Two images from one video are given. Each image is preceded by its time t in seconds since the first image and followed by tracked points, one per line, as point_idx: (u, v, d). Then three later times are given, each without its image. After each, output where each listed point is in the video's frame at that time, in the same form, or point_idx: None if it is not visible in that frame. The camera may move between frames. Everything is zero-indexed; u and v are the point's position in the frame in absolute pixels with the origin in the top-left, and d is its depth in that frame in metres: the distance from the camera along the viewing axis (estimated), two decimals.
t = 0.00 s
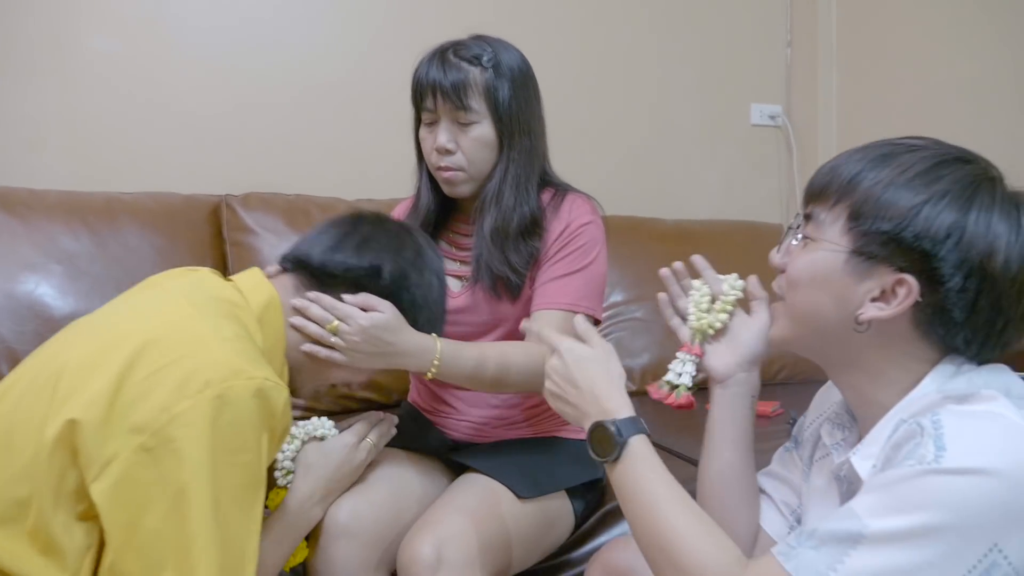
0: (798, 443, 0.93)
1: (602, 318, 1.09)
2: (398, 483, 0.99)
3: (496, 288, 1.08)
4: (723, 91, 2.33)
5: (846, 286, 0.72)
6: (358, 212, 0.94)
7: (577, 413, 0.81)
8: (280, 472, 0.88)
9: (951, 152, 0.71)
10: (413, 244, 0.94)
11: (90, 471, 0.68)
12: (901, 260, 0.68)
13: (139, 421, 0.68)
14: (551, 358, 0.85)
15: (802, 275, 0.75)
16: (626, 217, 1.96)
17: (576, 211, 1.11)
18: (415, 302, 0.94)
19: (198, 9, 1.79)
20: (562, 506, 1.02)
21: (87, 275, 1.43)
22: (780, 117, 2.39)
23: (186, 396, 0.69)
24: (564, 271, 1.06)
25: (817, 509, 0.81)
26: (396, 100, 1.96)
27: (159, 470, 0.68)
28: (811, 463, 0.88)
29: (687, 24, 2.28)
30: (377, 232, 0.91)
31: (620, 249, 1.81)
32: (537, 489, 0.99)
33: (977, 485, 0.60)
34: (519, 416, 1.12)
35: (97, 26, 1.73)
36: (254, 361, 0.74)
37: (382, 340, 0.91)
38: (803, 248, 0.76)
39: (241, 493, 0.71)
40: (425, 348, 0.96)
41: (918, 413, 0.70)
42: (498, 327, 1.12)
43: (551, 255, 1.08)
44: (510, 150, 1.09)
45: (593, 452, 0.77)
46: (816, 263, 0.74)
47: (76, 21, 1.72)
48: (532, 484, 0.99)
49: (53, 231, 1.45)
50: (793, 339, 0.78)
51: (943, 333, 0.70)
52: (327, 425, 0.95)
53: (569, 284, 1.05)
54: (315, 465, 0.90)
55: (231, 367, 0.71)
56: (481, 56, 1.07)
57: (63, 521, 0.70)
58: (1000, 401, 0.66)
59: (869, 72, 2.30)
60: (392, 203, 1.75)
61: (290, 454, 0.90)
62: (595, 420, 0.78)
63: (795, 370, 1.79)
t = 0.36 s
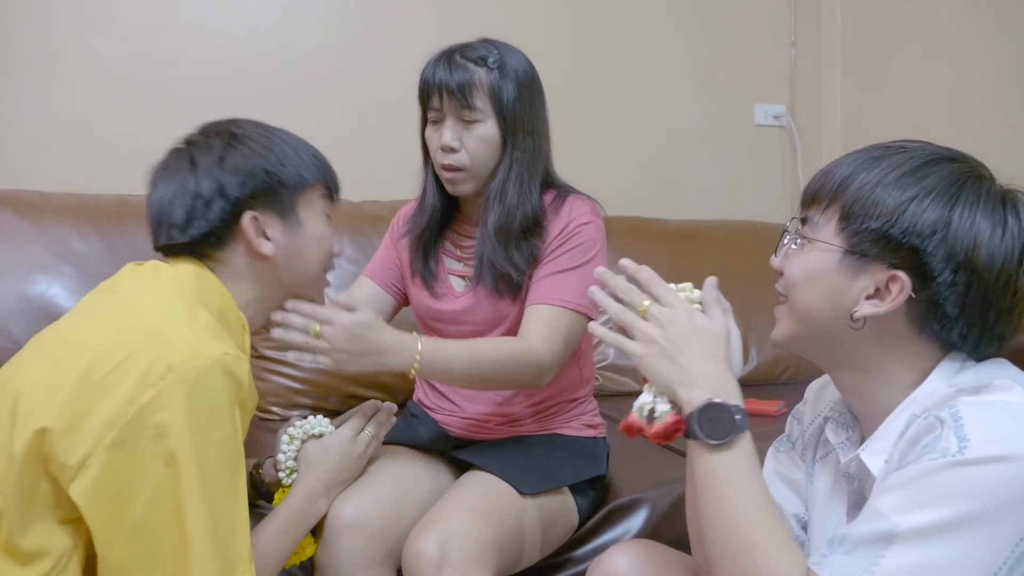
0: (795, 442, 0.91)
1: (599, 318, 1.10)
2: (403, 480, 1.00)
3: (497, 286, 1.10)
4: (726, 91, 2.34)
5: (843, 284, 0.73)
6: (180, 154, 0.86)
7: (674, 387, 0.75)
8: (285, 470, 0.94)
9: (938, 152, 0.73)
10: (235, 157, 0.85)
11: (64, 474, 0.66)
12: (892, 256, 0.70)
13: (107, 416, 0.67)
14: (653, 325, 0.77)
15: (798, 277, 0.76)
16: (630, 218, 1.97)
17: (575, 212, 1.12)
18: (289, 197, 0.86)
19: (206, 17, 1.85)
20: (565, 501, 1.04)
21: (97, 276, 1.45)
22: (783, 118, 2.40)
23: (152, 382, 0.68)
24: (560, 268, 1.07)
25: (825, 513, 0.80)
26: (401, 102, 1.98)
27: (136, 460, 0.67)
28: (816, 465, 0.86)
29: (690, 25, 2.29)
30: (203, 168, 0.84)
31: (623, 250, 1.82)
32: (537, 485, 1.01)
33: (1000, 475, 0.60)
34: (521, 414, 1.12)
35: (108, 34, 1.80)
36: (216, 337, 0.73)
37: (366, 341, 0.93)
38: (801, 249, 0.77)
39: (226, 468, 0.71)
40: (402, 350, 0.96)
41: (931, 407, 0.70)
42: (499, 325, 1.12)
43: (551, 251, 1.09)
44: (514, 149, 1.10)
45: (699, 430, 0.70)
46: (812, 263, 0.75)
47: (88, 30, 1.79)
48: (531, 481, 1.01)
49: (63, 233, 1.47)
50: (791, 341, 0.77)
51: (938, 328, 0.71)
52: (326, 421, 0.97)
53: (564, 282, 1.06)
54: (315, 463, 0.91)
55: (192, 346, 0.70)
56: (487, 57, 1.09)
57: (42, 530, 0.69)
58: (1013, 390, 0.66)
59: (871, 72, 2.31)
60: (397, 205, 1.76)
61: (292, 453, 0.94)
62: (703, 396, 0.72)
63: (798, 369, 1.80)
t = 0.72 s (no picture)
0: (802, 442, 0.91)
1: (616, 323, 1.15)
2: (413, 480, 1.03)
3: (505, 294, 1.13)
4: (730, 93, 2.36)
5: (852, 284, 0.71)
6: (132, 166, 0.91)
7: (725, 383, 0.75)
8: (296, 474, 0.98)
9: (950, 154, 0.70)
10: (171, 156, 0.88)
11: (64, 468, 0.69)
12: (902, 259, 0.68)
13: (99, 409, 0.69)
14: (710, 322, 0.78)
15: (809, 277, 0.73)
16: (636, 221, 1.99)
17: (580, 222, 1.16)
18: (230, 182, 0.88)
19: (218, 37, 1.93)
20: (571, 499, 1.07)
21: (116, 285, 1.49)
22: (789, 118, 2.41)
23: (140, 371, 0.71)
24: (576, 286, 1.11)
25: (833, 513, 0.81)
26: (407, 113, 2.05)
27: (131, 448, 0.69)
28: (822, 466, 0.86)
29: (693, 28, 2.31)
30: (149, 173, 0.88)
31: (629, 253, 1.85)
32: (543, 483, 1.04)
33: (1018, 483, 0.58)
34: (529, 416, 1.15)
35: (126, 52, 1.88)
36: (198, 326, 0.76)
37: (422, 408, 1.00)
38: (810, 251, 0.75)
39: (218, 448, 0.73)
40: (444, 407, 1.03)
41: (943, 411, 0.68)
42: (508, 333, 1.16)
43: (560, 265, 1.13)
44: (513, 159, 1.13)
45: (746, 420, 0.70)
46: (822, 263, 0.72)
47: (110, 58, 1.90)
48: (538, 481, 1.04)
49: (83, 244, 1.51)
50: (804, 339, 0.75)
51: (947, 329, 0.68)
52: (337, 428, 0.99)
53: (581, 300, 1.11)
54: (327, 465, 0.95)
55: (174, 336, 0.73)
56: (483, 71, 1.13)
57: (48, 525, 0.71)
58: None
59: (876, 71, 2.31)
60: (407, 211, 1.79)
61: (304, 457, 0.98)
62: (755, 393, 0.72)
63: (805, 368, 1.82)
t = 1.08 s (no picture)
0: (757, 439, 0.96)
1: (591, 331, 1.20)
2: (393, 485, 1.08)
3: (479, 310, 1.18)
4: (701, 102, 2.43)
5: (774, 304, 0.78)
6: (133, 198, 0.97)
7: (670, 389, 0.83)
8: (281, 483, 1.04)
9: (865, 183, 0.76)
10: (169, 191, 0.94)
11: (59, 484, 0.74)
12: (818, 285, 0.75)
13: (91, 429, 0.74)
14: (664, 334, 0.86)
15: (736, 294, 0.81)
16: (612, 229, 2.05)
17: (549, 239, 1.22)
18: (222, 217, 0.93)
19: (199, 58, 1.98)
20: (542, 501, 1.13)
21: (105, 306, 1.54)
22: (759, 126, 2.48)
23: (130, 393, 0.76)
24: (551, 300, 1.17)
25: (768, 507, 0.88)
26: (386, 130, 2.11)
27: (121, 465, 0.74)
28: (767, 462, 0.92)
29: (663, 41, 2.38)
30: (148, 206, 0.94)
31: (604, 261, 1.91)
32: (514, 485, 1.09)
33: (876, 488, 0.67)
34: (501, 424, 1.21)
35: (108, 76, 1.93)
36: (185, 348, 0.81)
37: (423, 450, 1.08)
38: (738, 268, 0.82)
39: (203, 462, 0.78)
40: (440, 446, 1.10)
41: (836, 421, 0.77)
42: (483, 344, 1.21)
43: (532, 280, 1.18)
44: (480, 181, 1.19)
45: (678, 423, 0.80)
46: (749, 283, 0.79)
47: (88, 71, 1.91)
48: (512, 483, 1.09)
49: (72, 267, 1.56)
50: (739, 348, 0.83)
51: (857, 345, 0.76)
52: (318, 437, 1.07)
53: (557, 316, 1.17)
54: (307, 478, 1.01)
55: (164, 359, 0.78)
56: (448, 98, 1.19)
57: (47, 536, 0.76)
58: (902, 413, 0.72)
59: (841, 78, 2.39)
60: (387, 227, 1.85)
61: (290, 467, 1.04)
62: (691, 399, 0.80)
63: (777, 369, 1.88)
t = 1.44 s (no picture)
0: (731, 413, 1.03)
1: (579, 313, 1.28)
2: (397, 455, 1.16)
3: (476, 290, 1.26)
4: (697, 89, 2.48)
5: (729, 287, 0.86)
6: (147, 190, 1.04)
7: (642, 363, 0.91)
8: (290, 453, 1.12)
9: (798, 174, 0.86)
10: (180, 184, 1.01)
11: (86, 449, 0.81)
12: (762, 266, 0.83)
13: (114, 399, 0.82)
14: (631, 312, 0.93)
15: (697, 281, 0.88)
16: (609, 214, 2.11)
17: (543, 223, 1.28)
18: (230, 208, 1.00)
19: (207, 50, 2.05)
20: (538, 469, 1.20)
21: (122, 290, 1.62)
22: (756, 111, 2.53)
23: (149, 366, 0.83)
24: (542, 281, 1.24)
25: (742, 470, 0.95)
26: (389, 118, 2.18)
27: (142, 431, 0.81)
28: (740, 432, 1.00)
29: (660, 29, 2.43)
30: (161, 198, 1.01)
31: (601, 245, 1.98)
32: (510, 453, 1.17)
33: (839, 442, 0.74)
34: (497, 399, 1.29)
35: (121, 69, 2.00)
36: (196, 328, 0.89)
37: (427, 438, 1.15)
38: (697, 258, 0.90)
39: (215, 430, 0.86)
40: (445, 438, 1.17)
41: (801, 388, 0.84)
42: (481, 323, 1.29)
43: (526, 262, 1.25)
44: (477, 168, 1.26)
45: (651, 394, 0.86)
46: (706, 270, 0.87)
47: (104, 66, 1.99)
48: (502, 449, 1.17)
49: (91, 253, 1.64)
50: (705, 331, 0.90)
51: (806, 320, 0.84)
52: (323, 410, 1.13)
53: (549, 295, 1.24)
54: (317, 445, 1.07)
55: (178, 337, 0.86)
56: (447, 90, 1.25)
57: (76, 499, 0.83)
58: (860, 375, 0.80)
59: (834, 65, 2.44)
60: (390, 212, 1.92)
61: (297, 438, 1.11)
62: (660, 371, 0.88)
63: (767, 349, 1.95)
